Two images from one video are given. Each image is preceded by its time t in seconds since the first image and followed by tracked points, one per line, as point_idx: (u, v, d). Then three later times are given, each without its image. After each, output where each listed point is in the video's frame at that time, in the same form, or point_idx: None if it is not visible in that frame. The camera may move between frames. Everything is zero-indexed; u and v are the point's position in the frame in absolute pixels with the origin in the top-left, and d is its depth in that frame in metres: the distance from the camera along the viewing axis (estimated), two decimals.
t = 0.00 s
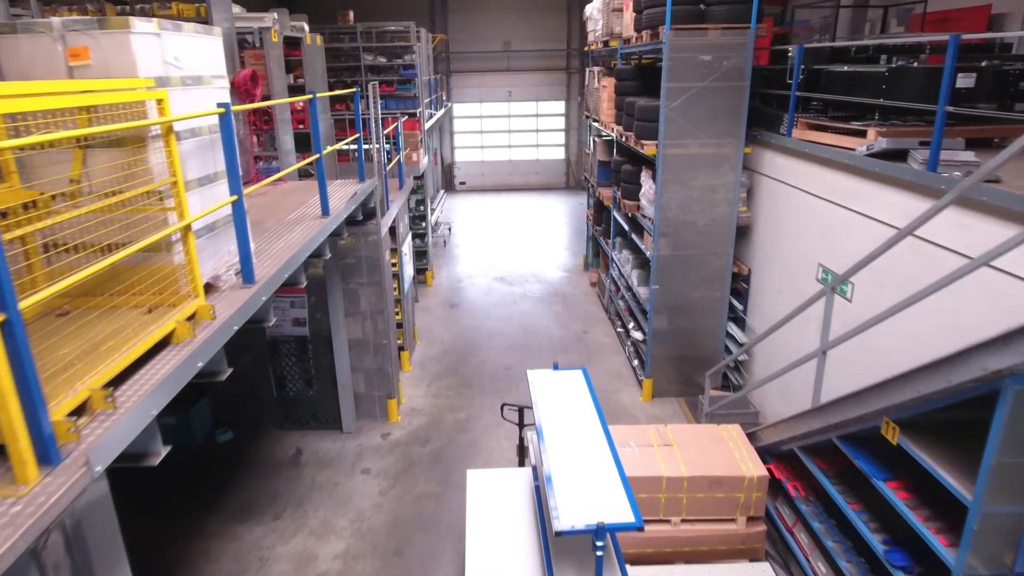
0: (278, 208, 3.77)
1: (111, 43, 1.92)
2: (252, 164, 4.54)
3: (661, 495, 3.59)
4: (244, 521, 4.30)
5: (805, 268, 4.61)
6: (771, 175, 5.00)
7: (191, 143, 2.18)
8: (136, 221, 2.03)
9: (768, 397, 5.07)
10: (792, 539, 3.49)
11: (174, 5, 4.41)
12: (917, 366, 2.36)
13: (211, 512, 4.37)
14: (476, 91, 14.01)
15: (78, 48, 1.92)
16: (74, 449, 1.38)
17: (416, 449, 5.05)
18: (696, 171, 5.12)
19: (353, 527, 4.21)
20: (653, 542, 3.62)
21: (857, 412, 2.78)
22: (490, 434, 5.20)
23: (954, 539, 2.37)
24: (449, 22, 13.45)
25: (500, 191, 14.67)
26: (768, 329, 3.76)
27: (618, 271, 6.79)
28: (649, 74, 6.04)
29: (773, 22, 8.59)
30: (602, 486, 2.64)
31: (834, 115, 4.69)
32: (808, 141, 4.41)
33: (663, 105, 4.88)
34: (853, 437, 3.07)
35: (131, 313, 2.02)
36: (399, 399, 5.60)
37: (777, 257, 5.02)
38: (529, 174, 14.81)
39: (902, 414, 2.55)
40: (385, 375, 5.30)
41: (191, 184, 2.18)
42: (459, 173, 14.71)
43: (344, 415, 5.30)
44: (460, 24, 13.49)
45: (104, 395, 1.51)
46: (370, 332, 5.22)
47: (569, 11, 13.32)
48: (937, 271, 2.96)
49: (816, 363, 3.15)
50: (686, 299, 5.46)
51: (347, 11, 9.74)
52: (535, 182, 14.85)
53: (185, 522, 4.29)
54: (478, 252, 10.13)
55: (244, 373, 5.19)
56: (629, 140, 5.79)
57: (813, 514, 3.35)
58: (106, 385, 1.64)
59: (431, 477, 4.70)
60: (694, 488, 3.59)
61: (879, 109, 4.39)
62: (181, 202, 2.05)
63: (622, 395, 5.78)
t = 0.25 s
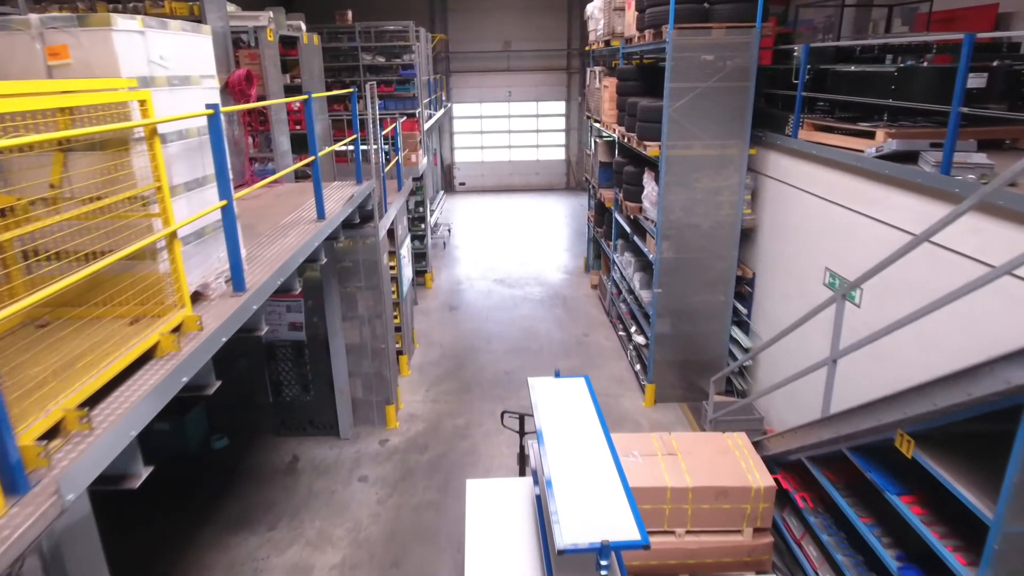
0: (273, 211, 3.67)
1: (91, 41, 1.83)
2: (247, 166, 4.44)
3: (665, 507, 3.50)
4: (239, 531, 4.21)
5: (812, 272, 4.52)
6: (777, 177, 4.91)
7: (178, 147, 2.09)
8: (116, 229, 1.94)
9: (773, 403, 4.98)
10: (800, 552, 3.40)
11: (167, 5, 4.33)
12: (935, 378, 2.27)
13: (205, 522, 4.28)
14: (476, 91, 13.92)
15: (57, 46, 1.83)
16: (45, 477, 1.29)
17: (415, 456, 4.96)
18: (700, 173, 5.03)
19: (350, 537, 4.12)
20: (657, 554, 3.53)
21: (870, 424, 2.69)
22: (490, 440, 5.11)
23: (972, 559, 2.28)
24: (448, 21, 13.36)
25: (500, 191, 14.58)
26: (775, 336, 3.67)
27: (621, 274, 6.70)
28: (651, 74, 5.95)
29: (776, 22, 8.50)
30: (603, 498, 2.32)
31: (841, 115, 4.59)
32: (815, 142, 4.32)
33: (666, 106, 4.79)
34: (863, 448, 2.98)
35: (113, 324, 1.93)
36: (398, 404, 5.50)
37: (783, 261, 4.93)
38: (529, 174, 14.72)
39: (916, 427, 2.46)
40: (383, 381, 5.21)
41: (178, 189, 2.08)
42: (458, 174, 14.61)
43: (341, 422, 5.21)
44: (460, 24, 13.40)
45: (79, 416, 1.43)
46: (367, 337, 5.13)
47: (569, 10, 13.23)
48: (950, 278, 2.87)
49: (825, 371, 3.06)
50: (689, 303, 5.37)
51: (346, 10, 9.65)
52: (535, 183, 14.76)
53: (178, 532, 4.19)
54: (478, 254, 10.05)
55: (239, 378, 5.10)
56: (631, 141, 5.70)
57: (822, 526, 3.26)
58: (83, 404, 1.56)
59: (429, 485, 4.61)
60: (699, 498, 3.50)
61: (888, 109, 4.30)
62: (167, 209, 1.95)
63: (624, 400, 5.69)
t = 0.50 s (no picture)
0: (267, 215, 3.58)
1: (70, 40, 1.74)
2: (241, 168, 4.36)
3: (670, 518, 3.41)
4: (233, 541, 4.11)
5: (820, 276, 4.42)
6: (782, 178, 4.81)
7: (163, 150, 2.00)
8: (99, 237, 1.84)
9: (779, 409, 4.89)
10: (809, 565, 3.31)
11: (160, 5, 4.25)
12: (953, 390, 2.17)
13: (198, 532, 4.18)
14: (476, 91, 13.82)
15: (34, 45, 1.73)
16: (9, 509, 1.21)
17: (413, 463, 4.86)
18: (704, 175, 4.93)
19: (347, 548, 4.02)
20: (663, 567, 3.44)
21: (884, 436, 2.59)
22: (490, 447, 5.02)
23: None
24: (448, 21, 13.27)
25: (501, 192, 14.48)
26: (781, 344, 3.58)
27: (622, 277, 6.61)
28: (654, 74, 5.86)
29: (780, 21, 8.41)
30: (606, 514, 2.14)
31: (848, 116, 4.50)
32: (822, 144, 4.23)
33: (670, 106, 4.69)
34: (875, 461, 2.89)
35: (94, 338, 1.84)
36: (396, 410, 5.41)
37: (788, 264, 4.83)
38: (529, 175, 14.62)
39: (933, 441, 2.37)
40: (381, 386, 5.12)
41: (163, 194, 1.99)
42: (458, 175, 14.51)
43: (338, 428, 5.11)
44: (460, 24, 13.31)
45: (50, 439, 1.36)
46: (365, 341, 5.03)
47: (570, 10, 13.14)
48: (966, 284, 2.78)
49: (836, 380, 2.97)
50: (693, 307, 5.27)
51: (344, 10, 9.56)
52: (536, 183, 14.66)
53: (171, 543, 4.10)
54: (478, 256, 9.95)
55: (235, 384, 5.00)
56: (634, 142, 5.60)
57: (832, 540, 3.17)
58: (55, 427, 1.48)
59: (428, 493, 4.52)
60: (705, 510, 3.40)
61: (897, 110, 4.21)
62: (150, 216, 1.86)
63: (626, 406, 5.60)
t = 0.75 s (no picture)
0: (261, 218, 3.48)
1: (46, 38, 1.64)
2: (235, 170, 4.26)
3: (675, 530, 3.31)
4: (227, 552, 4.01)
5: (827, 280, 4.33)
6: (788, 180, 4.72)
7: (147, 154, 1.90)
8: (78, 243, 1.74)
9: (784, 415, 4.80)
10: None
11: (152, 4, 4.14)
12: (976, 405, 2.08)
13: (191, 543, 4.09)
14: (476, 91, 13.73)
15: (8, 43, 1.64)
16: None
17: (411, 470, 4.77)
18: (708, 177, 4.84)
19: (344, 559, 3.92)
20: None
21: (899, 449, 2.50)
22: (490, 454, 4.93)
23: None
24: (447, 20, 13.17)
25: (500, 193, 14.39)
26: (790, 351, 3.48)
27: (624, 279, 6.51)
28: (656, 74, 5.76)
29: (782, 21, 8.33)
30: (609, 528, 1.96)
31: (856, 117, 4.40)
32: (830, 145, 4.13)
33: (674, 107, 4.60)
34: (888, 474, 2.80)
35: (73, 352, 1.74)
36: (394, 415, 5.31)
37: (794, 268, 4.74)
38: (529, 176, 14.53)
39: (951, 456, 2.27)
40: (379, 392, 5.03)
41: (147, 200, 1.89)
42: (458, 175, 14.41)
43: (335, 434, 5.02)
44: (459, 23, 13.22)
45: (18, 468, 1.31)
46: (363, 347, 4.94)
47: (571, 9, 13.05)
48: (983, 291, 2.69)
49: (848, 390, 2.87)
50: (697, 311, 5.17)
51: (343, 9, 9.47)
52: (536, 184, 14.57)
53: (163, 554, 4.00)
54: (478, 257, 9.85)
55: (230, 390, 4.91)
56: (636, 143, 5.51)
57: (842, 554, 3.07)
58: (23, 453, 1.42)
59: (426, 502, 4.42)
60: (711, 522, 3.31)
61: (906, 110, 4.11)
62: (132, 223, 1.76)
63: (628, 411, 5.50)
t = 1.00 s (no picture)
0: (255, 222, 3.39)
1: (17, 35, 1.54)
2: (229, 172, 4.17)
3: (681, 544, 3.21)
4: (221, 564, 3.92)
5: (835, 285, 4.24)
6: (795, 183, 4.62)
7: (128, 159, 1.81)
8: (53, 253, 1.64)
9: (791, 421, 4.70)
10: None
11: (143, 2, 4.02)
12: (998, 421, 1.98)
13: (184, 555, 3.99)
14: (475, 92, 13.63)
15: None
16: None
17: (409, 479, 4.67)
18: (712, 179, 4.74)
19: (340, 572, 3.83)
20: None
21: (916, 465, 2.40)
22: (490, 461, 4.83)
23: None
24: (447, 19, 13.08)
25: (500, 194, 14.30)
26: (799, 359, 3.39)
27: (626, 282, 6.42)
28: (659, 74, 5.67)
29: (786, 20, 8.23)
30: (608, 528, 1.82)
31: (865, 117, 4.30)
32: (838, 147, 4.03)
33: (677, 107, 4.50)
34: (902, 488, 2.70)
35: (48, 369, 1.64)
36: (392, 422, 5.22)
37: (801, 272, 4.64)
38: (529, 176, 14.43)
39: (971, 473, 2.18)
40: (377, 398, 4.94)
41: (129, 207, 1.80)
42: (457, 176, 14.32)
43: (332, 441, 4.92)
44: (459, 23, 13.12)
45: None
46: (360, 352, 4.85)
47: (571, 9, 12.95)
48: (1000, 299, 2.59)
49: (860, 401, 2.77)
50: (700, 315, 5.08)
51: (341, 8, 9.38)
52: (536, 185, 14.48)
53: (155, 567, 3.91)
54: (478, 259, 9.76)
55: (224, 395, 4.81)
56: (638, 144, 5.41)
57: (854, 569, 2.98)
58: None
59: (424, 511, 4.33)
60: (718, 535, 3.21)
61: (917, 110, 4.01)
62: (110, 232, 1.66)
63: (630, 417, 5.41)
